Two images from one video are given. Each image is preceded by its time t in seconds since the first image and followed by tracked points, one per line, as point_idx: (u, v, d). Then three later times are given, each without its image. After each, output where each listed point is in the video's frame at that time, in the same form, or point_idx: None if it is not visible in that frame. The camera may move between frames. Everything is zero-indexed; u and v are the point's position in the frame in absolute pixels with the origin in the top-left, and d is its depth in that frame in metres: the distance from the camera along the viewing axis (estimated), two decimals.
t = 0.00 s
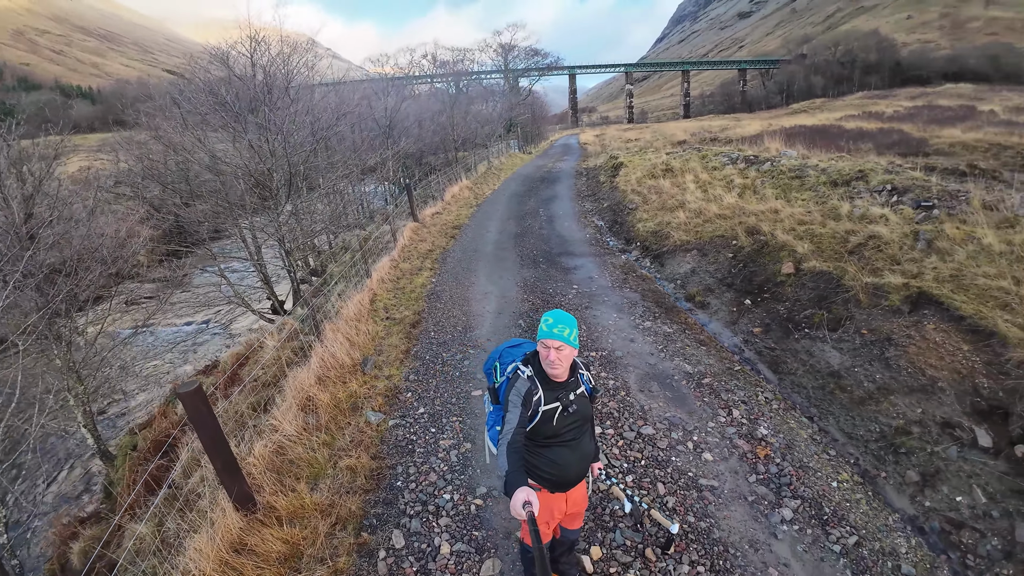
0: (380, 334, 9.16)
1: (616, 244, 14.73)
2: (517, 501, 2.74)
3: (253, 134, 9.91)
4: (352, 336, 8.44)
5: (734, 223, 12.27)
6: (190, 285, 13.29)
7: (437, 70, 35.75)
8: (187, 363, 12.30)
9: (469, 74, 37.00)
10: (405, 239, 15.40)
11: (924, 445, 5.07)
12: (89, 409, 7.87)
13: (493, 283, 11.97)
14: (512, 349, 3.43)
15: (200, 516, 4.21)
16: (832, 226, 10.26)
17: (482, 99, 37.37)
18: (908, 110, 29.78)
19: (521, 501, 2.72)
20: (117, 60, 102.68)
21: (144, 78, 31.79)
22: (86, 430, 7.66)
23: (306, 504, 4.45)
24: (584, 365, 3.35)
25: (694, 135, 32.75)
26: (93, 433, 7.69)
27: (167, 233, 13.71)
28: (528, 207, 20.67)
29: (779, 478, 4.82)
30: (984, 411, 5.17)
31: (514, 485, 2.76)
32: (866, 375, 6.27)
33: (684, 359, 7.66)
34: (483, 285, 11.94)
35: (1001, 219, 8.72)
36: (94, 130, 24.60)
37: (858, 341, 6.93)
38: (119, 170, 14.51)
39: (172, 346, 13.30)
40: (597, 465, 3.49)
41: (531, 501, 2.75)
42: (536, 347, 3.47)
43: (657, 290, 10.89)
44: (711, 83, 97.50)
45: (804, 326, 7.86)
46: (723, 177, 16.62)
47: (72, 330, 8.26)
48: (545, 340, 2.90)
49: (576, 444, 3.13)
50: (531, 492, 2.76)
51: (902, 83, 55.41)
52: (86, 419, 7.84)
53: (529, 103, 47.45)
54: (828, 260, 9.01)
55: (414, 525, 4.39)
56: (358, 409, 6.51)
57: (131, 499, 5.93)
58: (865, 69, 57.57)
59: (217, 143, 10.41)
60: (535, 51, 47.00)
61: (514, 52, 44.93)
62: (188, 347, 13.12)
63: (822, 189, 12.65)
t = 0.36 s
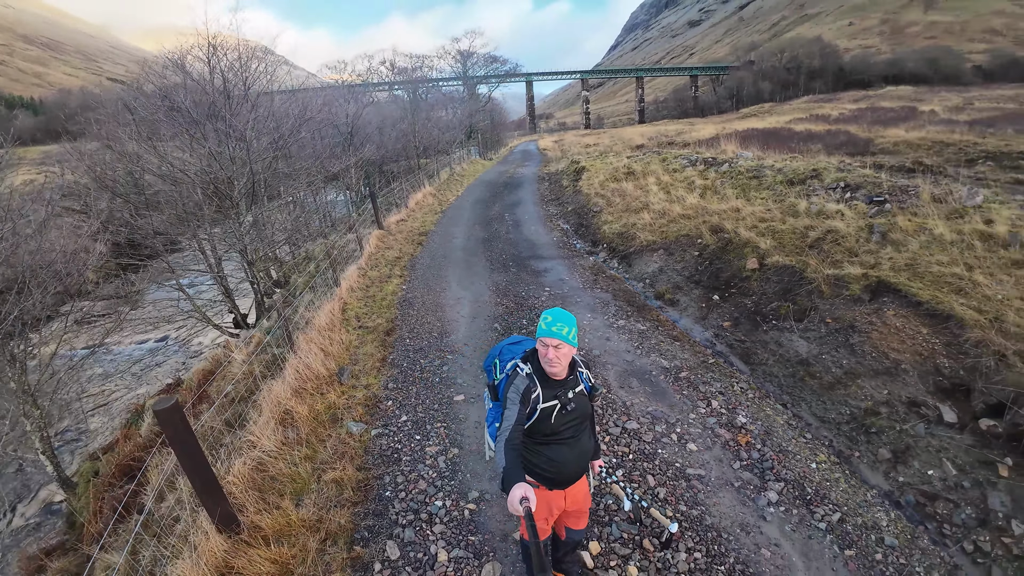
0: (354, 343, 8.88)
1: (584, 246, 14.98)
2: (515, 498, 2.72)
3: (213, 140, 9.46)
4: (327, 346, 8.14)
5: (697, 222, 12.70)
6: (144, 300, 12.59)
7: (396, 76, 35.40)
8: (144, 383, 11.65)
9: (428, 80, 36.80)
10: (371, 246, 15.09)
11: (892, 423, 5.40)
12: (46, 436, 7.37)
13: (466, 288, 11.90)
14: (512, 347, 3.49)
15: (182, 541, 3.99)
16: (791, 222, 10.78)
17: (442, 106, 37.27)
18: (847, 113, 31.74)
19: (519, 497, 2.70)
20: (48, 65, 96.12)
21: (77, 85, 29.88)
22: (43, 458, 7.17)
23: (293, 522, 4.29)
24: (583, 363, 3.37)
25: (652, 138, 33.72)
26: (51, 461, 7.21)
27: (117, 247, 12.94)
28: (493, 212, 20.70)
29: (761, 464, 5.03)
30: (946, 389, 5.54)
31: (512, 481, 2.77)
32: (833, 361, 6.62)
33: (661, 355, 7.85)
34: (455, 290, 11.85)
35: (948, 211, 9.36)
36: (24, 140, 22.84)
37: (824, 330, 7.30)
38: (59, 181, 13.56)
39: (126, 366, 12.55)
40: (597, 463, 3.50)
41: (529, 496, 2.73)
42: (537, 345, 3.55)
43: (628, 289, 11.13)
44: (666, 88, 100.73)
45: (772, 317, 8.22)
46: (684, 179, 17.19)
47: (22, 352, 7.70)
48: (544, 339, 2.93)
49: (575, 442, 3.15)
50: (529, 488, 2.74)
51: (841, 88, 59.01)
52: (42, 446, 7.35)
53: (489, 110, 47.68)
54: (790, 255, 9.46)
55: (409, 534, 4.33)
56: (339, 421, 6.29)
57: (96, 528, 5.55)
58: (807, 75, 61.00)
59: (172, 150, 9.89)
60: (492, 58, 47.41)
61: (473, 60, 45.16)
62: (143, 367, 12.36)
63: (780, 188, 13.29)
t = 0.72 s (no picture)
0: (326, 355, 8.51)
1: (550, 249, 15.15)
2: (508, 500, 2.72)
3: (167, 148, 8.89)
4: (298, 359, 7.74)
5: (662, 221, 13.06)
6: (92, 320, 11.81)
7: (351, 81, 34.69)
8: (98, 409, 10.95)
9: (385, 86, 36.29)
10: (335, 255, 14.65)
11: (861, 407, 5.74)
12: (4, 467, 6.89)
13: (437, 295, 11.76)
14: (509, 349, 3.56)
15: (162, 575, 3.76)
16: (752, 220, 11.26)
17: (400, 111, 36.81)
18: (791, 115, 33.54)
19: (512, 500, 2.70)
20: None
21: None
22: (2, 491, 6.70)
23: (279, 545, 4.13)
24: (578, 364, 3.38)
25: (610, 142, 34.48)
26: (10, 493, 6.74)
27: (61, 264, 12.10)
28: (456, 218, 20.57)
29: (744, 452, 5.23)
30: (908, 370, 5.95)
31: (506, 484, 2.77)
32: (801, 350, 6.95)
33: (636, 352, 8.00)
34: (426, 297, 11.66)
35: (899, 203, 9.97)
36: None
37: (790, 321, 7.66)
38: None
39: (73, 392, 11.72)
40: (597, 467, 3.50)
41: (523, 499, 2.73)
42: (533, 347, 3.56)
43: (597, 290, 11.33)
44: (621, 92, 103.21)
45: (740, 311, 8.55)
46: (645, 180, 17.65)
47: None
48: (539, 341, 2.94)
49: (570, 443, 3.15)
50: (523, 491, 2.74)
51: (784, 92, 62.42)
52: None
53: (446, 116, 47.53)
54: (753, 251, 9.89)
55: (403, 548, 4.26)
56: (318, 436, 6.04)
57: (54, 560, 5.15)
58: (753, 79, 64.13)
59: (122, 160, 9.29)
60: (448, 64, 47.28)
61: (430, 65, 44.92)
62: (91, 393, 11.51)
63: (738, 188, 13.88)
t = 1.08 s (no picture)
0: (298, 368, 8.12)
1: (516, 251, 15.22)
2: (512, 503, 2.71)
3: (116, 157, 8.33)
4: (268, 374, 7.33)
5: (627, 220, 13.35)
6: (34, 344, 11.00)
7: (303, 84, 33.56)
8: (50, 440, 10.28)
9: (339, 88, 35.33)
10: (298, 263, 14.09)
11: (831, 390, 6.10)
12: None
13: (407, 301, 11.51)
14: (516, 349, 3.61)
15: None
16: (715, 216, 11.67)
17: (355, 114, 35.94)
18: (741, 114, 35.00)
19: (516, 503, 2.70)
20: None
21: None
22: None
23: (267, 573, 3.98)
24: (585, 365, 3.34)
25: (570, 142, 34.95)
26: None
27: None
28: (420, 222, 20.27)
29: (727, 442, 5.48)
30: (873, 354, 6.32)
31: (510, 487, 2.78)
32: (771, 340, 7.27)
33: (613, 349, 8.15)
34: (397, 303, 11.38)
35: (854, 196, 10.55)
36: None
37: (759, 312, 8.00)
38: None
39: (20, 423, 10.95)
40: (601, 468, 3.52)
41: (527, 502, 2.74)
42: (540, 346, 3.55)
43: (568, 290, 11.47)
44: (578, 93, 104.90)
45: (710, 305, 8.86)
46: (608, 180, 18.00)
47: None
48: (544, 341, 2.92)
49: (575, 445, 3.15)
50: (526, 493, 2.75)
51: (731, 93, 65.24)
52: None
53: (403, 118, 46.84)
54: (718, 246, 10.26)
55: (399, 564, 4.20)
56: (297, 454, 5.78)
57: None
58: (703, 80, 66.61)
59: (65, 170, 8.63)
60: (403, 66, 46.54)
61: (386, 68, 44.12)
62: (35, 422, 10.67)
63: (699, 185, 14.39)
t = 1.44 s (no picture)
0: (268, 381, 7.76)
1: (482, 253, 15.20)
2: (522, 493, 2.73)
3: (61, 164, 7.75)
4: (238, 390, 7.00)
5: (593, 219, 13.58)
6: None
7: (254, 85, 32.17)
8: None
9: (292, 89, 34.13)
10: (258, 272, 13.48)
11: (800, 377, 6.44)
12: None
13: (376, 306, 11.18)
14: (525, 347, 3.58)
15: None
16: (679, 213, 12.05)
17: (310, 116, 34.82)
18: (694, 114, 36.28)
19: (525, 492, 2.71)
20: None
21: None
22: None
23: None
24: (592, 363, 3.38)
25: (529, 143, 35.18)
26: None
27: None
28: (383, 226, 19.87)
29: (708, 432, 5.70)
30: (838, 340, 6.72)
31: (520, 477, 2.80)
32: (740, 332, 7.59)
33: (589, 347, 8.27)
34: (366, 310, 11.03)
35: (811, 191, 11.11)
36: None
37: (727, 305, 8.33)
38: None
39: None
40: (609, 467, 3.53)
41: (536, 492, 2.74)
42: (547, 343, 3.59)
43: (538, 291, 11.57)
44: (537, 94, 105.66)
45: (680, 300, 9.15)
46: (572, 180, 18.25)
47: None
48: (553, 336, 2.94)
49: (582, 441, 3.19)
50: (536, 483, 2.75)
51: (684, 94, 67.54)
52: None
53: (360, 121, 45.80)
54: (683, 243, 10.61)
55: None
56: (275, 472, 5.55)
57: None
58: (656, 81, 68.68)
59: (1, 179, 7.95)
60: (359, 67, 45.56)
61: (341, 69, 43.06)
62: None
63: (661, 184, 14.82)
